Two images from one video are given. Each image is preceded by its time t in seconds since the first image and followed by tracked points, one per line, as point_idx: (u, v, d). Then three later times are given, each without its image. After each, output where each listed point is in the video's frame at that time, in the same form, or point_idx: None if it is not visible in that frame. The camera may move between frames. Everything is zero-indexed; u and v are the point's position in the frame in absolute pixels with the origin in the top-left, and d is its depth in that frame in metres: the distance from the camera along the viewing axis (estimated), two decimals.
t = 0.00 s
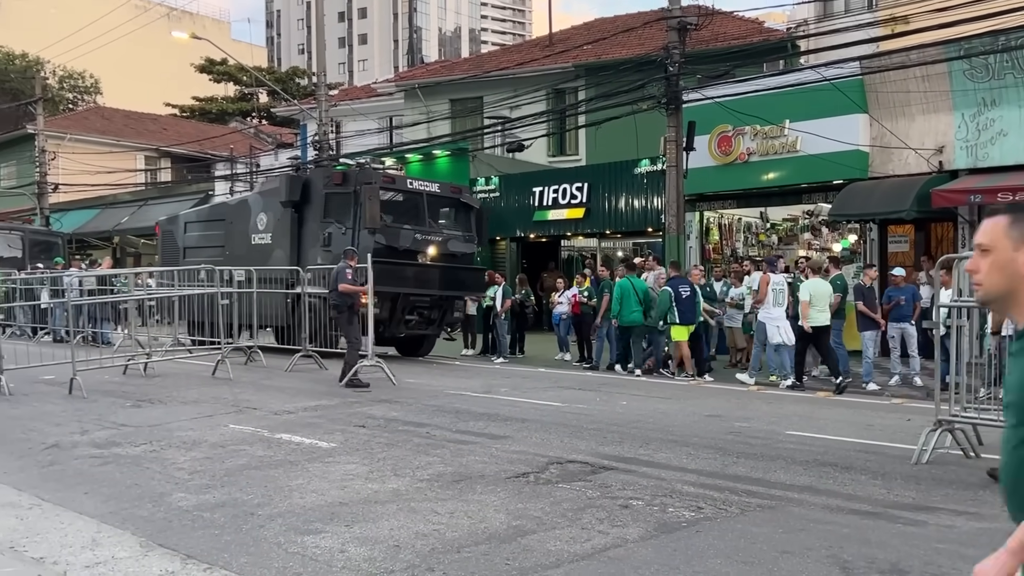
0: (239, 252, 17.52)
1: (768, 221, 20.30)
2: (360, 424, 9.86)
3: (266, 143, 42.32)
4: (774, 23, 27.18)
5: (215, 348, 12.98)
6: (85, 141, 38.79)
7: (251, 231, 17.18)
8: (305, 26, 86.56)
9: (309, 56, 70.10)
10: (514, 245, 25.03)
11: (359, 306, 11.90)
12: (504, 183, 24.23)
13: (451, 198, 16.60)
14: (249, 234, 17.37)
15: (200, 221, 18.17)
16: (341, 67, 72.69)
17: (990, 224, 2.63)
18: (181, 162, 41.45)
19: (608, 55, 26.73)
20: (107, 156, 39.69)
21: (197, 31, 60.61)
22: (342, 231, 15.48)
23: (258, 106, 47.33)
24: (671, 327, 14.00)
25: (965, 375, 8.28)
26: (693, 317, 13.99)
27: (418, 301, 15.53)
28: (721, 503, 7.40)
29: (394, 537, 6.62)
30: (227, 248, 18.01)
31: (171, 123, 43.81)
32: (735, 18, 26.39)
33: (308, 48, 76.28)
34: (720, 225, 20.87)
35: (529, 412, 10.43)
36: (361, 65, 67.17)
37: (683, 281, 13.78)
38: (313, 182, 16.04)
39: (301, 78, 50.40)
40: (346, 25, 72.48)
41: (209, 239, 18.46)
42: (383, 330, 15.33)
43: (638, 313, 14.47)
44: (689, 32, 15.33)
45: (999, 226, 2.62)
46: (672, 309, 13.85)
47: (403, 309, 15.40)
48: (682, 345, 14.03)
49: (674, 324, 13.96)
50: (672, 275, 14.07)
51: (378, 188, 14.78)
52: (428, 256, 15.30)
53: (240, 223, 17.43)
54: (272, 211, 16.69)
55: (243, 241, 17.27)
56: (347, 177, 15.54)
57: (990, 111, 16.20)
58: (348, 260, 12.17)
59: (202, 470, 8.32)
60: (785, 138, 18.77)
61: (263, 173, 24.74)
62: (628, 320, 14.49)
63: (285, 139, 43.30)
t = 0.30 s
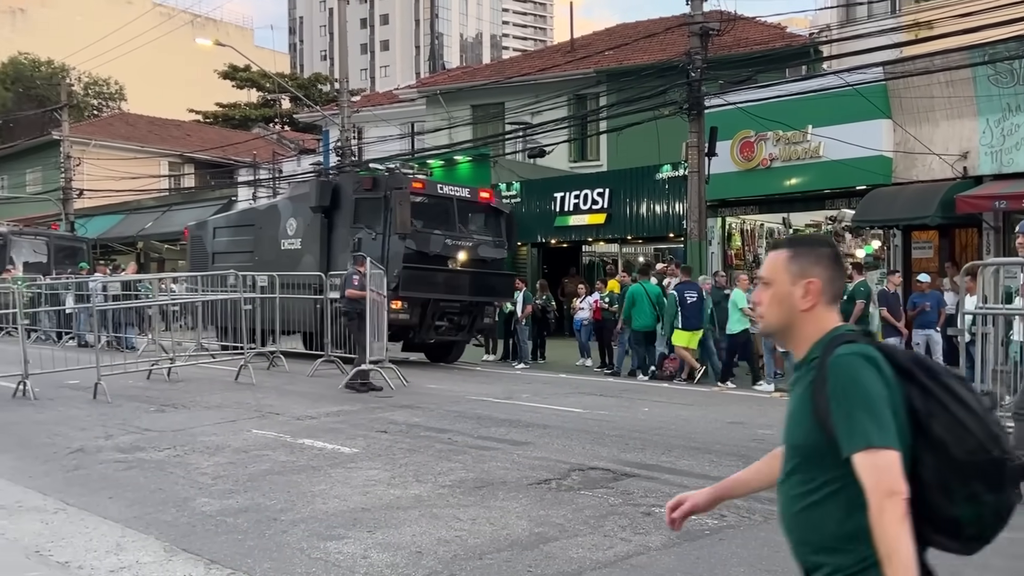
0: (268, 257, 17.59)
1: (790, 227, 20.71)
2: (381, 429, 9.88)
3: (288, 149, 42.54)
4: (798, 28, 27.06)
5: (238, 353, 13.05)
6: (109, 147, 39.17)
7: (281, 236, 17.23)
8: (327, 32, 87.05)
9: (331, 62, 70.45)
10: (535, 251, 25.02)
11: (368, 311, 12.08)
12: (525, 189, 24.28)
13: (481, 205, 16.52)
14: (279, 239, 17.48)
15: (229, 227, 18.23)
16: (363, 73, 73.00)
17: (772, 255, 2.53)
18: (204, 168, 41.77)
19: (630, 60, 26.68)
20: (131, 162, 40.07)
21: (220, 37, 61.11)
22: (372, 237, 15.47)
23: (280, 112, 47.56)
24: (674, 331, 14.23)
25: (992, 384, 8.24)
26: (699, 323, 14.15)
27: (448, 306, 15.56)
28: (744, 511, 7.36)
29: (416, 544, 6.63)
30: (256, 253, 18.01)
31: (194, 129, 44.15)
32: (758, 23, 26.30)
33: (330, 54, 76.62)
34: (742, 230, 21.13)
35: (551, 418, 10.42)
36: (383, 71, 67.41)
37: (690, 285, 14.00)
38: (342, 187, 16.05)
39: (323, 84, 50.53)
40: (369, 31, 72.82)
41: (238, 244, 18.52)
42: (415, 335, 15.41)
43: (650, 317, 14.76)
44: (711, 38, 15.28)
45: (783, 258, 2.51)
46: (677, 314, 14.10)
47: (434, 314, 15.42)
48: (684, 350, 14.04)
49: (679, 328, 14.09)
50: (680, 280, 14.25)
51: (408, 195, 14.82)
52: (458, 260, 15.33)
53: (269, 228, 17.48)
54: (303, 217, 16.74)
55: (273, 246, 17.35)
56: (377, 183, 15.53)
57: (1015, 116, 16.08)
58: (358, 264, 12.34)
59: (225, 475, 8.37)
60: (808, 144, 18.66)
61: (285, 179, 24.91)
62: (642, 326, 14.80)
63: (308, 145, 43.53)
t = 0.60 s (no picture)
0: (300, 264, 17.63)
1: (815, 234, 20.22)
2: (405, 436, 9.90)
3: (312, 157, 42.77)
4: (823, 35, 26.92)
5: (262, 360, 13.11)
6: (135, 155, 39.56)
7: (313, 243, 17.23)
8: (351, 40, 87.54)
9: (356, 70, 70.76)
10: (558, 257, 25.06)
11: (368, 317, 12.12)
12: (547, 197, 24.29)
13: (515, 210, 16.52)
14: (311, 245, 17.43)
15: (261, 234, 18.36)
16: (388, 81, 73.27)
17: (562, 243, 2.72)
18: (229, 176, 42.07)
19: (653, 67, 26.63)
20: (157, 170, 40.43)
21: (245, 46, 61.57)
22: (404, 243, 15.46)
23: (305, 120, 47.70)
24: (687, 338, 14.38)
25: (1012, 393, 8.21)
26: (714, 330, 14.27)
27: (480, 314, 15.71)
28: (769, 520, 7.32)
29: (441, 551, 6.63)
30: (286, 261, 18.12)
31: (219, 137, 44.46)
32: (783, 31, 26.21)
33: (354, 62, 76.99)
34: (767, 238, 20.84)
35: (575, 426, 10.41)
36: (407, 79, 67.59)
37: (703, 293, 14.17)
38: (375, 193, 16.01)
39: (348, 92, 50.57)
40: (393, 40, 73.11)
41: (269, 251, 18.64)
42: (446, 343, 15.60)
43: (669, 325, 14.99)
44: (734, 45, 15.27)
45: (571, 246, 2.71)
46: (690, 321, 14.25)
47: (466, 321, 15.58)
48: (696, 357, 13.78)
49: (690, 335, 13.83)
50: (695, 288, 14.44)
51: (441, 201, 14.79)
52: (488, 267, 15.26)
53: (300, 235, 17.50)
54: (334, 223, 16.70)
55: (304, 252, 17.38)
56: (410, 189, 15.53)
57: None
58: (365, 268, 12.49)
59: (250, 481, 8.41)
60: (832, 151, 18.66)
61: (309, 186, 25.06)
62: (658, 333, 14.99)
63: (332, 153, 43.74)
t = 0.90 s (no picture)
0: (330, 269, 17.72)
1: (838, 240, 20.02)
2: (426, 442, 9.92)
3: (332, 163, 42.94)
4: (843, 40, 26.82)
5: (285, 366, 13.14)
6: (159, 161, 39.86)
7: (342, 248, 17.31)
8: (371, 46, 87.87)
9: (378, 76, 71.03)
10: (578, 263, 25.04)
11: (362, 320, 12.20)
12: (567, 203, 24.36)
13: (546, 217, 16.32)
14: (340, 250, 17.55)
15: (288, 240, 18.52)
16: (410, 87, 73.41)
17: (372, 240, 2.65)
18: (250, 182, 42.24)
19: (673, 72, 26.56)
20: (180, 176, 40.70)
21: (267, 52, 61.88)
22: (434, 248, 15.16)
23: (325, 126, 47.91)
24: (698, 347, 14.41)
25: None
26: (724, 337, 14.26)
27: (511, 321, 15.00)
28: (792, 528, 7.26)
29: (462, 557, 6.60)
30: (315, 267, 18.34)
31: (241, 143, 44.74)
32: (805, 35, 26.09)
33: (375, 67, 77.23)
34: (789, 244, 20.79)
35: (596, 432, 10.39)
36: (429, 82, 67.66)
37: (714, 301, 14.09)
38: (404, 200, 15.87)
39: (368, 99, 50.68)
40: (416, 44, 73.29)
41: (296, 257, 18.84)
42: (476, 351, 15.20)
43: (686, 331, 14.80)
44: (756, 50, 15.22)
45: (378, 243, 2.65)
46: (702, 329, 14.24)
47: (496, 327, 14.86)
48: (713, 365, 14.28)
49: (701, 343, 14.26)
50: (706, 295, 14.30)
51: (473, 207, 14.85)
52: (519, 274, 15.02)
53: (330, 240, 17.66)
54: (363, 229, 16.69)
55: (333, 258, 17.51)
56: (440, 193, 15.35)
57: None
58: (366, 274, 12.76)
59: (271, 487, 8.43)
60: (855, 157, 18.53)
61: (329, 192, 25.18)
62: (674, 339, 14.79)
63: (352, 159, 43.84)
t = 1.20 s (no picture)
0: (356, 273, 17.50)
1: (857, 246, 19.88)
2: (443, 447, 9.92)
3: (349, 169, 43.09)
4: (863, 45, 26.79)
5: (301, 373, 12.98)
6: (178, 167, 40.00)
7: (368, 253, 17.12)
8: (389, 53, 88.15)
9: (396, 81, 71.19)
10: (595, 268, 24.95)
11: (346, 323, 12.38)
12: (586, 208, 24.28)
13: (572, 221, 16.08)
14: (366, 255, 17.29)
15: (315, 244, 18.52)
16: (428, 93, 73.53)
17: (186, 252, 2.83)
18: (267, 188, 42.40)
19: (691, 78, 26.54)
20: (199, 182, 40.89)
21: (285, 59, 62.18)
22: (462, 255, 15.26)
23: (343, 132, 48.08)
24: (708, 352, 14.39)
25: None
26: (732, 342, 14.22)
27: (539, 326, 15.38)
28: (811, 535, 7.21)
29: (479, 562, 6.58)
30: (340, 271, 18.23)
31: (260, 149, 45.01)
32: (823, 41, 26.03)
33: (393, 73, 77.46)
34: (807, 249, 20.60)
35: (614, 438, 10.36)
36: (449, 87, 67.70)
37: (722, 307, 14.02)
38: (431, 205, 15.98)
39: (386, 105, 50.82)
40: (434, 49, 73.40)
41: (322, 262, 18.85)
42: (504, 356, 15.34)
43: (695, 339, 14.84)
44: (775, 55, 15.19)
45: (191, 256, 2.83)
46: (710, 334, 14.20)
47: (525, 334, 15.30)
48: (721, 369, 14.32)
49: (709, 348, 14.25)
50: (713, 302, 14.28)
51: (500, 212, 14.76)
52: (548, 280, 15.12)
53: (356, 246, 17.57)
54: (390, 234, 16.59)
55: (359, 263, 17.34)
56: (468, 199, 15.35)
57: None
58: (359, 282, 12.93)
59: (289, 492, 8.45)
60: (875, 162, 18.49)
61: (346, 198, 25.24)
62: (684, 347, 14.85)
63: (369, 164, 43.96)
